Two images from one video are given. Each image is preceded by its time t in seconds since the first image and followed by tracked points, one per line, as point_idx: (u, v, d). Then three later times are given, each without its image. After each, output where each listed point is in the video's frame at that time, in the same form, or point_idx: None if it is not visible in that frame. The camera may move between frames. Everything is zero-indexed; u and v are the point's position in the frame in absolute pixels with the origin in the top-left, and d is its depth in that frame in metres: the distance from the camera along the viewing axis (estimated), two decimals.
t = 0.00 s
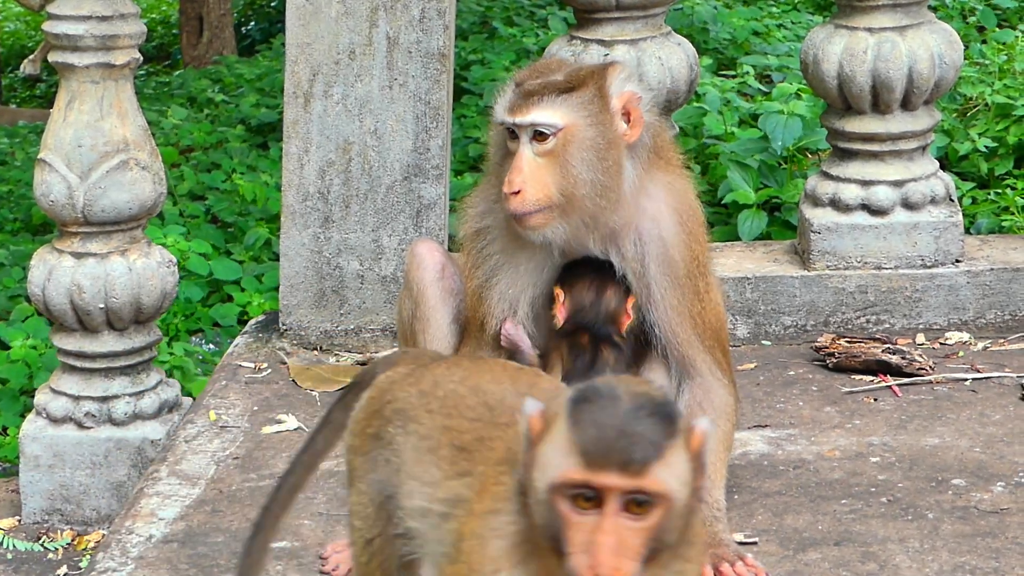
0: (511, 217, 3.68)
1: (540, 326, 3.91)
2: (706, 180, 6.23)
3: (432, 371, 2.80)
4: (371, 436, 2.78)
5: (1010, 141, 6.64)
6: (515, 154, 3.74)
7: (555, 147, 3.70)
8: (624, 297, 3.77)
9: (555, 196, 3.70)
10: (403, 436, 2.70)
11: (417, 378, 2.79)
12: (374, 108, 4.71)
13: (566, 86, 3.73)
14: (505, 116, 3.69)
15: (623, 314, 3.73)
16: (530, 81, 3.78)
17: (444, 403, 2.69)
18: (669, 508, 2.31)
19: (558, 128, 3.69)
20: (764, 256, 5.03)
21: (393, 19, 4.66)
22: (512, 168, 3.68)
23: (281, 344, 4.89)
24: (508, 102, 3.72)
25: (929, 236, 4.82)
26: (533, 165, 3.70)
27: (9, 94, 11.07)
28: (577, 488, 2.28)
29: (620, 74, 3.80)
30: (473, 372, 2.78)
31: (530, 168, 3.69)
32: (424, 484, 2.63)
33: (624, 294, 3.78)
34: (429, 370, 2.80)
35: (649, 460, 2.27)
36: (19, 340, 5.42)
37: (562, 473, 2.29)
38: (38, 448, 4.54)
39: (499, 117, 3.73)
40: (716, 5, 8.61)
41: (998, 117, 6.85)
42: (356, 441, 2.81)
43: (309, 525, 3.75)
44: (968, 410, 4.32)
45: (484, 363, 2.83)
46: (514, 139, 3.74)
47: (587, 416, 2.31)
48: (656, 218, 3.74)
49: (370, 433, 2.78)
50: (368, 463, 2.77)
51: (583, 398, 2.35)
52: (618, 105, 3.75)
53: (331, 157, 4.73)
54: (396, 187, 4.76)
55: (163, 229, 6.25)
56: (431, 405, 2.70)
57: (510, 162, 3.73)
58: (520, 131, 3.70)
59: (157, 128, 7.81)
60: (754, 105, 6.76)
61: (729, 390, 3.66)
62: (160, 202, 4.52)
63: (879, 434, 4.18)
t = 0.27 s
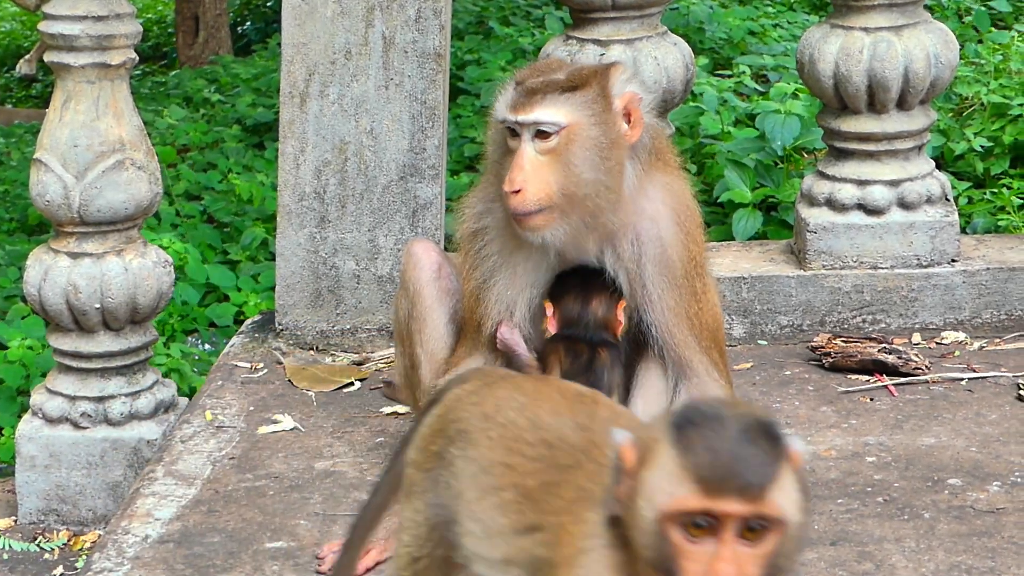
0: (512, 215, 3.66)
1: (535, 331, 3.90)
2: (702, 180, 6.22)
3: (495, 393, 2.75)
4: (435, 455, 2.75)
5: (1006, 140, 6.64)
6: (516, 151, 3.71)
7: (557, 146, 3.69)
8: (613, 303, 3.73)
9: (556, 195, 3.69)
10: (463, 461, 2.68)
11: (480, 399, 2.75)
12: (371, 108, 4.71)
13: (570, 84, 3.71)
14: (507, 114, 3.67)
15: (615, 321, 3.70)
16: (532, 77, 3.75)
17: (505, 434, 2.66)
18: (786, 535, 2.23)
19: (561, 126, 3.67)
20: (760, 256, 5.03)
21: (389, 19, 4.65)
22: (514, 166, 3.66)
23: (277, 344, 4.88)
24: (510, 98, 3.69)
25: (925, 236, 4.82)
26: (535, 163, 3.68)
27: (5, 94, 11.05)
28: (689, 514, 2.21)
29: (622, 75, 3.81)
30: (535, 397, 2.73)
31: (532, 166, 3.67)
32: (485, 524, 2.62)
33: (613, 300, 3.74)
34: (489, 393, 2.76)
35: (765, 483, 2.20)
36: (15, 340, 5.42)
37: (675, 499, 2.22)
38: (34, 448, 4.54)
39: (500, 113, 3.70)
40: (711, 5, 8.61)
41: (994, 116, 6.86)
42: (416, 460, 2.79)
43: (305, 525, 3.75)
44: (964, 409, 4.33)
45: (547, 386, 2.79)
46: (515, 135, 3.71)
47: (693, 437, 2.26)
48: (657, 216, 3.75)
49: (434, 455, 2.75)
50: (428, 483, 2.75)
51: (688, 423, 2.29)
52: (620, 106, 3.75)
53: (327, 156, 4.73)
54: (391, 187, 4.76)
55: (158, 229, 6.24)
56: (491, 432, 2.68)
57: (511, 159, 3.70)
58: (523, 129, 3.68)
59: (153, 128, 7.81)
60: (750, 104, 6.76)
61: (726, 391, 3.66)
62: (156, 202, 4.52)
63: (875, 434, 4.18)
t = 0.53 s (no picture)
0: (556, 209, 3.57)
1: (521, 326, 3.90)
2: (701, 180, 6.22)
3: (605, 419, 2.69)
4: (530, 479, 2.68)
5: (1005, 140, 6.64)
6: (553, 144, 3.62)
7: (600, 139, 3.65)
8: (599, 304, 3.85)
9: (598, 189, 3.64)
10: (565, 486, 2.60)
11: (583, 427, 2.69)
12: (370, 108, 4.71)
13: (600, 79, 3.69)
14: (548, 106, 3.60)
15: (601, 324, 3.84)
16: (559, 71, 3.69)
17: (623, 462, 2.58)
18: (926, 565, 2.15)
19: (603, 119, 3.64)
20: (760, 256, 5.03)
21: (387, 18, 4.65)
22: (555, 160, 3.58)
23: (276, 343, 4.88)
24: (546, 91, 3.62)
25: (924, 236, 4.82)
26: (576, 157, 3.61)
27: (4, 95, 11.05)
28: (824, 539, 2.16)
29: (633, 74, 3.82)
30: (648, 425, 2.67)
31: (575, 159, 3.61)
32: (600, 551, 2.52)
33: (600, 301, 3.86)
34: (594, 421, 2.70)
35: (908, 505, 2.15)
36: (14, 340, 5.41)
37: (808, 522, 2.17)
38: (34, 448, 4.54)
39: (538, 105, 3.62)
40: (711, 4, 8.61)
41: (993, 116, 6.86)
42: (507, 485, 2.73)
43: (304, 525, 3.75)
44: (963, 409, 4.33)
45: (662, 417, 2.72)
46: (550, 129, 3.63)
47: (830, 464, 2.22)
48: (659, 216, 3.74)
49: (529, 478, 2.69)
50: (519, 509, 2.68)
51: (824, 451, 2.25)
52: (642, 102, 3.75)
53: (326, 157, 4.73)
54: (391, 187, 4.76)
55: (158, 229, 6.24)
56: (605, 460, 2.60)
57: (547, 153, 3.61)
58: (562, 121, 3.61)
59: (152, 128, 7.81)
60: (749, 104, 6.76)
61: (724, 391, 3.70)
62: (156, 202, 4.52)
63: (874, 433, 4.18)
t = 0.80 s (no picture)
0: (553, 194, 3.60)
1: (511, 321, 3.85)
2: (700, 180, 6.23)
3: (656, 452, 2.55)
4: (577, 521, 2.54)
5: (1003, 140, 6.64)
6: (548, 130, 3.66)
7: (595, 125, 3.68)
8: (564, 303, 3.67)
9: (594, 175, 3.66)
10: (622, 525, 2.47)
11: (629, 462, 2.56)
12: (368, 107, 4.71)
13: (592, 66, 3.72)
14: (544, 92, 3.65)
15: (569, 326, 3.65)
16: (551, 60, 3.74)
17: (690, 493, 2.44)
18: None
19: (597, 105, 3.67)
20: (758, 256, 5.03)
21: (385, 18, 4.65)
22: (551, 146, 3.62)
23: (274, 343, 4.88)
24: (541, 78, 3.66)
25: (922, 236, 4.82)
26: (572, 142, 3.64)
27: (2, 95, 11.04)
28: None
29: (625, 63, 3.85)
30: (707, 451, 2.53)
31: (570, 144, 3.63)
32: None
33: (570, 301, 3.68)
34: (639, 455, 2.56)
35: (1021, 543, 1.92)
36: (12, 340, 5.41)
37: (918, 567, 1.95)
38: (32, 448, 4.54)
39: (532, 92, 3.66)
40: (709, 4, 8.61)
41: (991, 116, 6.86)
42: (549, 533, 2.59)
43: (302, 525, 3.75)
44: (961, 409, 4.33)
45: (723, 441, 2.58)
46: (544, 116, 3.67)
47: (931, 495, 2.00)
48: (654, 211, 3.75)
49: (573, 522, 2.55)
50: (570, 554, 2.54)
51: (921, 481, 2.02)
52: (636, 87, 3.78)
53: (324, 156, 4.73)
54: (389, 187, 4.77)
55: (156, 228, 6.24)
56: (670, 493, 2.46)
57: (541, 138, 3.65)
58: (557, 107, 3.66)
59: (150, 128, 7.81)
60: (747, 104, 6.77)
61: (722, 390, 3.71)
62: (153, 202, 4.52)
63: (873, 433, 4.18)
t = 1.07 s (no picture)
0: (534, 187, 3.61)
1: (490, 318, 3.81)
2: (685, 179, 6.23)
3: (744, 484, 2.26)
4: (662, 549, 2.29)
5: (987, 139, 6.66)
6: (527, 126, 3.67)
7: (574, 118, 3.68)
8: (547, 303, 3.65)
9: (574, 168, 3.66)
10: (711, 565, 2.21)
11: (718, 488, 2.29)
12: (352, 108, 4.70)
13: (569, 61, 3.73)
14: (521, 87, 3.66)
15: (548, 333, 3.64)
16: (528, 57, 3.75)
17: (784, 532, 2.17)
18: None
19: (575, 99, 3.68)
20: (742, 255, 5.03)
21: (369, 18, 4.65)
22: (531, 140, 3.63)
23: (259, 344, 4.88)
24: (519, 73, 3.67)
25: (906, 235, 4.83)
26: (552, 137, 3.65)
27: None
28: None
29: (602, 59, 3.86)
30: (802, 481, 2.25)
31: (550, 138, 3.64)
32: None
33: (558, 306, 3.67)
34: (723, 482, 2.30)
35: None
36: None
37: None
38: (16, 449, 4.53)
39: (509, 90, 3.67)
40: (694, 4, 8.62)
41: (975, 115, 6.87)
42: (625, 557, 2.34)
43: (287, 526, 3.75)
44: (946, 408, 4.33)
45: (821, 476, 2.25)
46: (523, 111, 3.68)
47: None
48: (633, 208, 3.75)
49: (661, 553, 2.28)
50: None
51: None
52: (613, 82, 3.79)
53: (308, 156, 4.73)
54: (374, 187, 4.76)
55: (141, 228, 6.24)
56: (760, 531, 2.19)
57: (522, 134, 3.66)
58: (535, 102, 3.67)
59: (135, 128, 7.79)
60: (732, 104, 6.78)
61: (705, 387, 3.72)
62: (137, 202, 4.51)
63: (857, 432, 4.18)
